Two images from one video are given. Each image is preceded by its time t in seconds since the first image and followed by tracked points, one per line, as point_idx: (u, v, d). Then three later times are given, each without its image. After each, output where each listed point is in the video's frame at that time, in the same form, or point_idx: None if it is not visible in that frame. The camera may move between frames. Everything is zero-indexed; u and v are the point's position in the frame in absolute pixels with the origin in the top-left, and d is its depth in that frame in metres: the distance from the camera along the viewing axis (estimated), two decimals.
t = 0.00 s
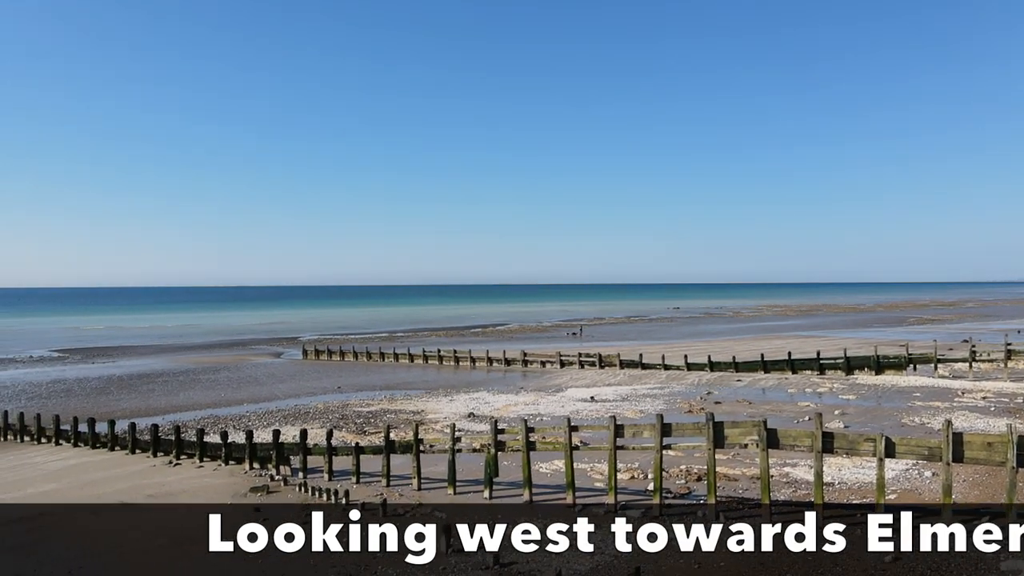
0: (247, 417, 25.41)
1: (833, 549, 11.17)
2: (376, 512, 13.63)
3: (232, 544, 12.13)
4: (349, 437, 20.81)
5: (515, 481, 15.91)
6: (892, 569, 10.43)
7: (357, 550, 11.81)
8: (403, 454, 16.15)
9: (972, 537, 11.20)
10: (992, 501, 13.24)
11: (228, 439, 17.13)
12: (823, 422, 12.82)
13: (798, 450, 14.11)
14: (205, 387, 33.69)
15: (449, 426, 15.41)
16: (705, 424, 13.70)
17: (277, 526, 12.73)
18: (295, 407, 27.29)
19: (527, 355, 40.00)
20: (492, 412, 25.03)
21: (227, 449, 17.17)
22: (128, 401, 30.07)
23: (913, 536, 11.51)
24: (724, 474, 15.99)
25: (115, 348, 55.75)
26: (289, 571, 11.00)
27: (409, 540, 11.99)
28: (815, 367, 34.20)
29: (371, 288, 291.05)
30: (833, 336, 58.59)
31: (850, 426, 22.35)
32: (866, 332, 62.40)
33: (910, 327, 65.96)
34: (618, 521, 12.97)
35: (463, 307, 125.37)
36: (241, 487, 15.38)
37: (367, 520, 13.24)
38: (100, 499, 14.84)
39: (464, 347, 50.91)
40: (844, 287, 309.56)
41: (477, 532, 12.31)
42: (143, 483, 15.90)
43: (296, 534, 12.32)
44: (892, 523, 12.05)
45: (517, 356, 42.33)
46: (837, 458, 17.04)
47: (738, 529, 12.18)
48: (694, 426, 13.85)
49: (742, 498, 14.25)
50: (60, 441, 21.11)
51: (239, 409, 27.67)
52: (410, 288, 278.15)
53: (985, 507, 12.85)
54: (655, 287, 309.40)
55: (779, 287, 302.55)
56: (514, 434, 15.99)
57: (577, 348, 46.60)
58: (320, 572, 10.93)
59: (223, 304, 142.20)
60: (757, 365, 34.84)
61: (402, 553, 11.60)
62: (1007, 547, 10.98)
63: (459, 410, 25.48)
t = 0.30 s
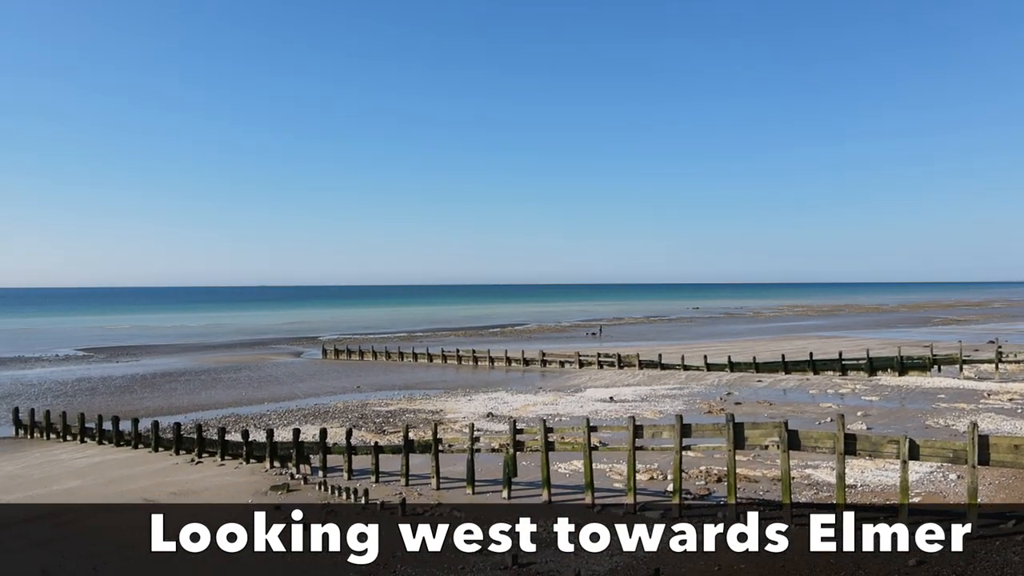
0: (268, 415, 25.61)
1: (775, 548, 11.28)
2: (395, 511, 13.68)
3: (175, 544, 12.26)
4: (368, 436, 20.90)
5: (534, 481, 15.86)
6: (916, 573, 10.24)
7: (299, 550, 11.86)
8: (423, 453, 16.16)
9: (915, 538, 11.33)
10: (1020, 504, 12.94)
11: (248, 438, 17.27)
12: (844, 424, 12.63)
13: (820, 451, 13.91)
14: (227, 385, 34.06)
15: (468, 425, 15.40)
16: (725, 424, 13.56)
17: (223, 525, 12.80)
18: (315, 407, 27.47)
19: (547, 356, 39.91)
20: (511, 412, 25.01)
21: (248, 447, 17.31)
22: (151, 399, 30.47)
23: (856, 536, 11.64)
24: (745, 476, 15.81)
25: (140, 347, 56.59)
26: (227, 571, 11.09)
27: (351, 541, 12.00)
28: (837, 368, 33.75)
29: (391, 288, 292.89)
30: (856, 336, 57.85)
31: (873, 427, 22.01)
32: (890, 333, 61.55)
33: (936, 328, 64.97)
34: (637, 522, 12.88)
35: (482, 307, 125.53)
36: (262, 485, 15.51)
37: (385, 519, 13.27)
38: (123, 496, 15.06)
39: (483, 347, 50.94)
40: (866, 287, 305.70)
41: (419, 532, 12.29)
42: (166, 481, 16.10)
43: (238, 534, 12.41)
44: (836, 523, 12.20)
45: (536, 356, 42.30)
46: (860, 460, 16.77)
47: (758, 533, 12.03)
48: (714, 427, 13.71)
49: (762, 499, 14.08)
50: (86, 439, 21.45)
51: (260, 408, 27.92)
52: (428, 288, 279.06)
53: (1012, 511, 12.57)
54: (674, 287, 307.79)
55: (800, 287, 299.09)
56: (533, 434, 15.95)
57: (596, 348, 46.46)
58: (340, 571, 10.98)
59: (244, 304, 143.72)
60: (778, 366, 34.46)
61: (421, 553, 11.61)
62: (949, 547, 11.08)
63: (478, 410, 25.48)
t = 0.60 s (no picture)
0: (289, 414, 25.81)
1: (716, 548, 11.43)
2: (414, 511, 13.69)
3: (117, 544, 12.35)
4: (387, 436, 20.99)
5: (553, 481, 15.81)
6: None
7: (241, 550, 11.98)
8: (442, 453, 16.17)
9: (857, 537, 11.52)
10: None
11: (269, 437, 17.41)
12: (867, 425, 12.43)
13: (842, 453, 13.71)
14: (248, 384, 34.39)
15: (487, 425, 15.39)
16: (746, 426, 13.41)
17: (167, 526, 12.92)
18: (334, 406, 27.63)
19: (565, 356, 39.79)
20: (529, 412, 24.98)
21: (268, 446, 17.45)
22: (174, 398, 30.83)
23: (798, 537, 11.80)
24: (766, 477, 15.63)
25: (163, 346, 57.40)
26: (170, 570, 11.20)
27: (293, 540, 12.10)
28: (859, 368, 33.26)
29: (410, 287, 294.09)
30: (879, 337, 57.06)
31: (897, 429, 21.66)
32: (915, 333, 60.68)
33: (962, 328, 63.85)
34: (657, 524, 12.75)
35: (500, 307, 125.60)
36: (282, 484, 15.62)
37: (404, 518, 13.29)
38: (147, 494, 15.24)
39: (501, 347, 50.89)
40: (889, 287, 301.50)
41: (362, 532, 12.36)
42: (188, 478, 16.28)
43: (182, 534, 12.53)
44: (778, 523, 12.33)
45: (554, 356, 42.24)
46: (884, 462, 16.51)
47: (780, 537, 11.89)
48: (734, 428, 13.58)
49: (783, 501, 13.91)
50: (110, 437, 21.74)
51: (280, 407, 28.13)
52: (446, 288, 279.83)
53: None
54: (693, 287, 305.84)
55: (822, 287, 295.75)
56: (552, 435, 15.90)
57: (615, 348, 46.25)
58: (360, 570, 11.00)
59: (265, 303, 145.16)
60: (799, 366, 34.06)
61: (440, 552, 11.60)
62: (891, 546, 11.30)
63: (496, 410, 25.47)
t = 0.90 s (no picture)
0: (309, 414, 26.00)
1: (656, 549, 11.47)
2: (433, 510, 13.71)
3: (60, 544, 12.47)
4: (407, 435, 21.07)
5: (572, 481, 15.76)
6: None
7: (183, 550, 12.06)
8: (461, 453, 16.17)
9: (799, 537, 11.61)
10: None
11: (290, 435, 17.54)
12: (890, 427, 12.22)
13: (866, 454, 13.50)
14: (269, 383, 34.70)
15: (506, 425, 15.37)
16: (767, 427, 13.26)
17: (109, 526, 13.03)
18: (353, 405, 27.78)
19: (585, 356, 39.66)
20: (548, 412, 24.93)
21: (289, 445, 17.57)
22: (196, 396, 31.22)
23: (739, 537, 11.89)
24: (788, 479, 15.44)
25: (186, 345, 58.17)
26: (110, 571, 11.30)
27: (236, 540, 12.21)
28: (883, 370, 32.75)
29: (429, 287, 295.13)
30: (904, 338, 56.19)
31: (922, 431, 21.30)
32: (940, 334, 59.67)
33: (990, 329, 62.67)
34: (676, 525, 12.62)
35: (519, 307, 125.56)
36: (303, 482, 15.73)
37: (424, 518, 13.30)
38: (169, 491, 15.42)
39: (520, 347, 50.84)
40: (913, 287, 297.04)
41: (304, 532, 12.43)
42: (210, 476, 16.44)
43: (124, 534, 12.66)
44: (720, 523, 12.48)
45: (573, 356, 42.12)
46: (908, 465, 16.23)
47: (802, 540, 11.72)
48: (755, 429, 13.43)
49: (805, 503, 13.73)
50: (134, 435, 22.04)
51: (300, 406, 28.33)
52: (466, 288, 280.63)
53: None
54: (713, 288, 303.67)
55: (845, 287, 292.06)
56: (571, 435, 15.84)
57: (634, 349, 46.03)
58: (379, 570, 11.00)
59: (286, 303, 146.52)
60: (822, 367, 33.63)
61: (461, 552, 11.60)
62: (832, 546, 11.38)
63: (515, 410, 25.45)
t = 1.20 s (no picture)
0: (330, 413, 26.19)
1: (599, 549, 11.50)
2: (452, 510, 13.71)
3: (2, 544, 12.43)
4: (426, 435, 21.13)
5: (592, 482, 15.68)
6: None
7: (125, 550, 12.14)
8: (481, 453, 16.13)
9: (742, 537, 11.73)
10: None
11: (310, 434, 17.65)
12: (915, 428, 11.99)
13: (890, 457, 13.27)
14: (289, 383, 34.97)
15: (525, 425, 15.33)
16: (788, 428, 13.09)
17: (52, 526, 13.11)
18: (373, 405, 27.91)
19: (604, 356, 39.48)
20: (568, 412, 24.88)
21: (310, 444, 17.69)
22: (219, 395, 31.55)
23: (682, 538, 12.01)
24: (810, 481, 15.24)
25: (208, 345, 58.87)
26: (52, 571, 11.31)
27: (179, 541, 12.28)
28: (908, 371, 32.19)
29: (448, 287, 296.08)
30: (930, 338, 55.23)
31: (948, 433, 20.91)
32: (967, 334, 58.63)
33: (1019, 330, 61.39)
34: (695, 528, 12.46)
35: (538, 307, 125.45)
36: (323, 481, 15.82)
37: (444, 517, 13.33)
38: (192, 488, 15.61)
39: (539, 347, 50.73)
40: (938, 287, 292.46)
41: (246, 533, 12.53)
42: (232, 474, 16.61)
43: (66, 534, 12.70)
44: (662, 523, 12.63)
45: (593, 356, 41.97)
46: (933, 467, 15.93)
47: (825, 544, 11.55)
48: (776, 430, 13.27)
49: (828, 505, 13.52)
50: (158, 433, 22.32)
51: (320, 405, 28.53)
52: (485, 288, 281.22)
53: None
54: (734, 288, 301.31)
55: (868, 287, 288.34)
56: (591, 435, 15.77)
57: (654, 349, 45.76)
58: (398, 570, 11.01)
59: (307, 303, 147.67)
60: (845, 368, 33.16)
61: (479, 552, 11.61)
62: (774, 546, 11.49)
63: (534, 410, 25.40)
